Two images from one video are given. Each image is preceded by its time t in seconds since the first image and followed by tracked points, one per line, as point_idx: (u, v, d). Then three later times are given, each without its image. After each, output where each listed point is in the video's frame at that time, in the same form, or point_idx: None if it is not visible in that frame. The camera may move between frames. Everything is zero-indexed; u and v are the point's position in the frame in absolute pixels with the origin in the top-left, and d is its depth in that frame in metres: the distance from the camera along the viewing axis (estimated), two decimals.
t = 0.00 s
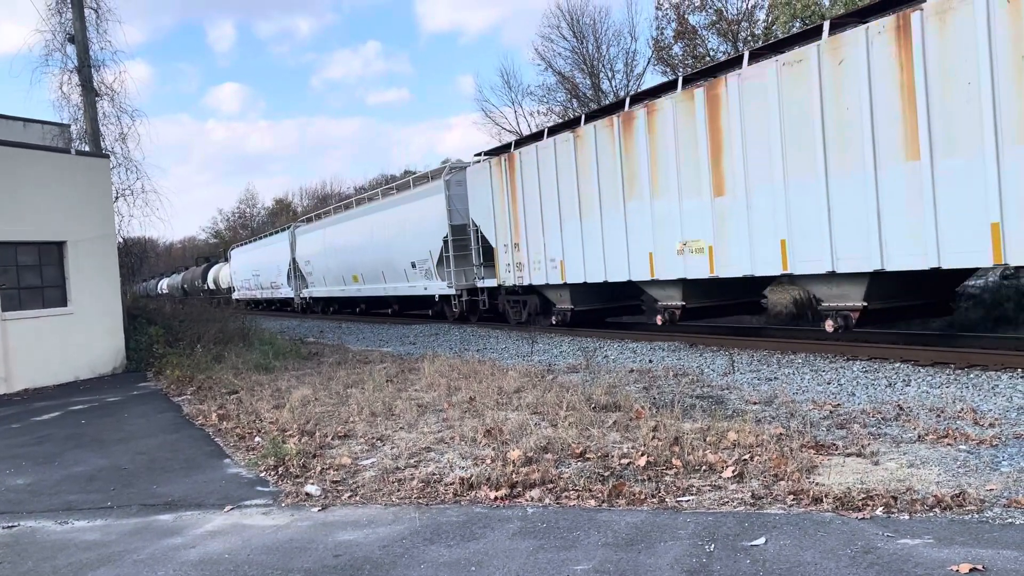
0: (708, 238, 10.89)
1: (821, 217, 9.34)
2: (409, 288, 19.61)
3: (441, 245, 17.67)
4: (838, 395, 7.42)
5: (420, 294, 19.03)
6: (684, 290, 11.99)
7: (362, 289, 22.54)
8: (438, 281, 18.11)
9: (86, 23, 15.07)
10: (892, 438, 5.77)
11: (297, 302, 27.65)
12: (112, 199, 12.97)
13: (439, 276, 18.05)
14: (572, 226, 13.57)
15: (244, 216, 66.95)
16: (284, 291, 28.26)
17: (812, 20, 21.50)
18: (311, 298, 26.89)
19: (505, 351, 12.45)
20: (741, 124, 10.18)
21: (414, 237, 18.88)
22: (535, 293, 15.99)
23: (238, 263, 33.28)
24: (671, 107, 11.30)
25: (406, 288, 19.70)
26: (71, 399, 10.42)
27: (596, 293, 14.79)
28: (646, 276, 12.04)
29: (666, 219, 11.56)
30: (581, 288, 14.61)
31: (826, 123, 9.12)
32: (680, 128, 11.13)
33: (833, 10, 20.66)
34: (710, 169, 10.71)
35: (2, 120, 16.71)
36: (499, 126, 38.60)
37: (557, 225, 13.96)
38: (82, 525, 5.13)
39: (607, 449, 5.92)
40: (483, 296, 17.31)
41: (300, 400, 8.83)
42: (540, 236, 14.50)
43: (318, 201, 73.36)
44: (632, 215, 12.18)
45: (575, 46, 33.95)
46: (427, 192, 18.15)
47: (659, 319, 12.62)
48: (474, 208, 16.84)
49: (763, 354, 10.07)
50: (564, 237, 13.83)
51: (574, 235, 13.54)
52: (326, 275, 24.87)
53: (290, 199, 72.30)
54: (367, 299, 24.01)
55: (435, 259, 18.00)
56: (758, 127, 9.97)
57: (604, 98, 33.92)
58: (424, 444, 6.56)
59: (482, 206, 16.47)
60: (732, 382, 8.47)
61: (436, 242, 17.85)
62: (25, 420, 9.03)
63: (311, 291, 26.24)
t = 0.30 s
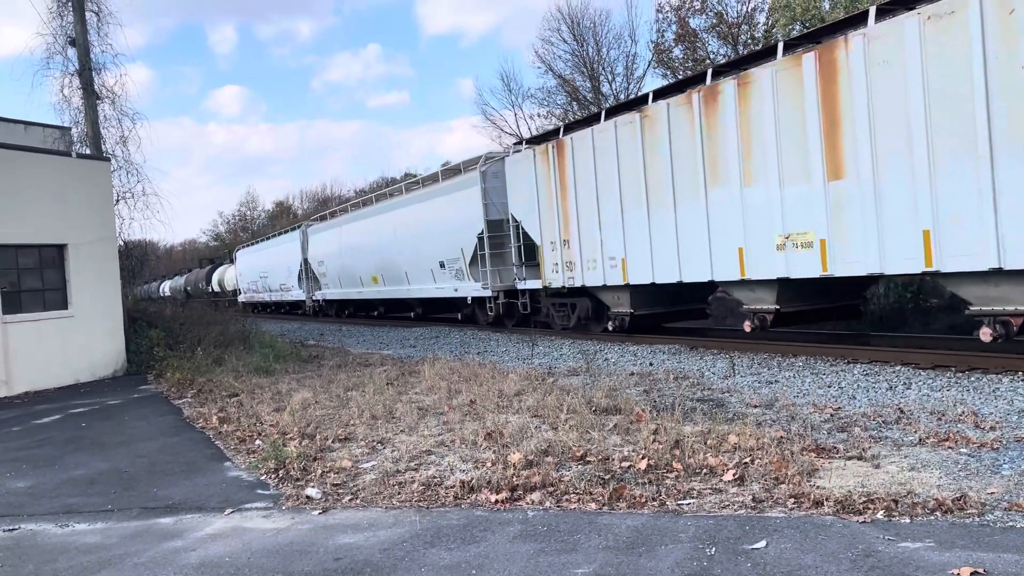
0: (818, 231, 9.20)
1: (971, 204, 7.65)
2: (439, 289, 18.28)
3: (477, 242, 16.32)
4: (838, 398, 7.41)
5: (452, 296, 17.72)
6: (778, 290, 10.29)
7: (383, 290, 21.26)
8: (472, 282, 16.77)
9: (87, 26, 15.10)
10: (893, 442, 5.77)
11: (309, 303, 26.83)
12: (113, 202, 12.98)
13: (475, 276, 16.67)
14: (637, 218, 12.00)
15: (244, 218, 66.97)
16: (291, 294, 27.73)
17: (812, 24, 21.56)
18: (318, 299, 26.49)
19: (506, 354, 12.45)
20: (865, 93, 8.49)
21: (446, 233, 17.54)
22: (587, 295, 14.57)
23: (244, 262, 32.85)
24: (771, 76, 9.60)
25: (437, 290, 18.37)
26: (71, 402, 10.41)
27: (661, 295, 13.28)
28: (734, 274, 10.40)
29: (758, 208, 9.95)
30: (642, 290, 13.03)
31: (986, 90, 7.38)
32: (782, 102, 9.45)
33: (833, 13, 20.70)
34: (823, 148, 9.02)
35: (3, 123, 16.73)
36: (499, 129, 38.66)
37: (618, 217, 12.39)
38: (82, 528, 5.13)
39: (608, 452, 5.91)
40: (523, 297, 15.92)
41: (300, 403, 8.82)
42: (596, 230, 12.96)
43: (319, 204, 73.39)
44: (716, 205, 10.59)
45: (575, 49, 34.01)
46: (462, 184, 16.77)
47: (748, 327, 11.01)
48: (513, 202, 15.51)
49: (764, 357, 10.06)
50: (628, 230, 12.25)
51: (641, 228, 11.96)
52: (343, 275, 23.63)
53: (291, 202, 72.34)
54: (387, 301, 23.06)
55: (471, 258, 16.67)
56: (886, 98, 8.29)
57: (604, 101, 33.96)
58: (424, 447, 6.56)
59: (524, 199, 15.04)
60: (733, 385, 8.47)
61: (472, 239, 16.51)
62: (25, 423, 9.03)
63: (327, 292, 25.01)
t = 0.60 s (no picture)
0: (980, 217, 7.42)
1: None
2: (477, 291, 17.01)
3: (521, 239, 15.00)
4: (840, 400, 7.41)
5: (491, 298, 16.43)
6: (914, 292, 8.64)
7: (410, 291, 20.03)
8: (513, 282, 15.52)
9: (90, 28, 15.14)
10: (895, 444, 5.76)
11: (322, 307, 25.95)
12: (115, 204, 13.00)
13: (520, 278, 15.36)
14: (726, 204, 10.42)
15: (246, 220, 67.05)
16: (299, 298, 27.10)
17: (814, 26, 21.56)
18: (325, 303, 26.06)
19: (508, 356, 12.45)
20: None
21: (485, 230, 16.29)
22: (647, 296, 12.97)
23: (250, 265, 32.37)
24: (913, 29, 7.83)
25: (473, 291, 17.12)
26: (74, 403, 10.42)
27: (744, 296, 11.57)
28: (858, 271, 8.74)
29: (890, 193, 8.24)
30: (722, 290, 11.42)
31: None
32: (925, 60, 7.71)
33: (834, 16, 20.71)
34: (987, 111, 7.25)
35: (6, 125, 16.78)
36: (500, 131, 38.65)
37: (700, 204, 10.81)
38: (85, 529, 5.14)
39: (610, 454, 5.91)
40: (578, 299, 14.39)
41: (302, 404, 8.82)
42: (671, 219, 11.43)
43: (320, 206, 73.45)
44: (831, 187, 8.94)
45: (577, 51, 34.03)
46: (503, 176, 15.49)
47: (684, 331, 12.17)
48: (565, 194, 14.17)
49: (767, 359, 10.06)
50: (712, 218, 10.69)
51: (729, 216, 10.39)
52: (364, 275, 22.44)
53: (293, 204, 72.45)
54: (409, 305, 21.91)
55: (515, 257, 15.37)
56: None
57: (606, 103, 33.97)
58: (426, 449, 6.56)
59: (580, 188, 13.59)
60: (735, 387, 8.46)
61: (515, 237, 15.20)
62: (28, 425, 9.04)
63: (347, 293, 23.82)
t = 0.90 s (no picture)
0: None
1: None
2: (517, 291, 15.32)
3: (574, 234, 13.24)
4: (843, 402, 7.40)
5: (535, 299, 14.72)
6: None
7: (437, 290, 18.36)
8: (562, 282, 13.84)
9: (93, 29, 15.18)
10: (898, 445, 5.75)
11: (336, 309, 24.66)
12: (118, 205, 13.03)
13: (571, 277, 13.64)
14: (845, 186, 8.69)
15: (249, 221, 67.15)
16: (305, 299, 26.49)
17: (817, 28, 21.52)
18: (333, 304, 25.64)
19: (510, 357, 12.45)
20: None
21: (529, 222, 14.54)
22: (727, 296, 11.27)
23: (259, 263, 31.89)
24: None
25: (514, 291, 15.42)
26: (77, 404, 10.44)
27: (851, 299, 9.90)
28: None
29: None
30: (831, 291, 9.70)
31: None
32: None
33: (838, 17, 20.69)
34: None
35: (9, 126, 16.81)
36: (503, 132, 38.69)
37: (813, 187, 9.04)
38: (87, 530, 5.14)
39: (612, 455, 5.91)
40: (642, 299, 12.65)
41: (304, 405, 8.83)
42: (769, 205, 9.71)
43: (323, 207, 73.55)
44: (997, 162, 7.18)
45: (580, 52, 34.04)
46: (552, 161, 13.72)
47: (780, 337, 10.43)
48: (627, 180, 12.46)
49: (770, 360, 10.03)
50: (826, 203, 8.95)
51: (851, 199, 8.64)
52: (383, 273, 20.86)
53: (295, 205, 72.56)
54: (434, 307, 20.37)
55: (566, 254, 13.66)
56: None
57: (608, 104, 33.99)
58: (428, 450, 6.56)
59: (650, 169, 11.80)
60: (737, 388, 8.45)
61: (567, 231, 13.42)
62: (31, 425, 9.06)
63: (364, 294, 22.20)
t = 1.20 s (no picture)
0: None
1: None
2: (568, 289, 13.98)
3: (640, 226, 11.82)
4: (846, 402, 7.39)
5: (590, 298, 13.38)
6: None
7: (470, 290, 17.22)
8: (623, 278, 12.47)
9: (96, 30, 15.20)
10: (901, 446, 5.75)
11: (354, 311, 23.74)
12: (121, 205, 13.06)
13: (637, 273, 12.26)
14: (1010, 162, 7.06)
15: (251, 221, 67.22)
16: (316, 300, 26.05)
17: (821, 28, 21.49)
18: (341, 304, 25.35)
19: (513, 358, 12.44)
20: None
21: (583, 213, 13.13)
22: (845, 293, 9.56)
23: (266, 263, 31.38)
24: None
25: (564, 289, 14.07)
26: (79, 404, 10.47)
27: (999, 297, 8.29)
28: None
29: None
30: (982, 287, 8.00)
31: None
32: None
33: (841, 17, 20.68)
34: None
35: (12, 126, 16.84)
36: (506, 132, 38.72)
37: (964, 165, 7.41)
38: (90, 530, 5.15)
39: (614, 456, 5.90)
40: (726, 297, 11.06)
41: (307, 405, 8.83)
42: (906, 185, 8.02)
43: (325, 207, 73.62)
44: None
45: (582, 52, 34.05)
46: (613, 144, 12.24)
47: (915, 344, 8.85)
48: (710, 161, 10.77)
49: (772, 361, 10.00)
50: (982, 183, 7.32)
51: (1022, 176, 6.97)
52: (408, 269, 19.66)
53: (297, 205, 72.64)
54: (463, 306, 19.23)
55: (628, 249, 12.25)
56: None
57: (611, 104, 34.00)
58: (430, 450, 6.56)
59: (741, 146, 10.14)
60: (740, 389, 8.44)
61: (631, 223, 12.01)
62: (34, 425, 9.07)
63: (388, 291, 21.00)
